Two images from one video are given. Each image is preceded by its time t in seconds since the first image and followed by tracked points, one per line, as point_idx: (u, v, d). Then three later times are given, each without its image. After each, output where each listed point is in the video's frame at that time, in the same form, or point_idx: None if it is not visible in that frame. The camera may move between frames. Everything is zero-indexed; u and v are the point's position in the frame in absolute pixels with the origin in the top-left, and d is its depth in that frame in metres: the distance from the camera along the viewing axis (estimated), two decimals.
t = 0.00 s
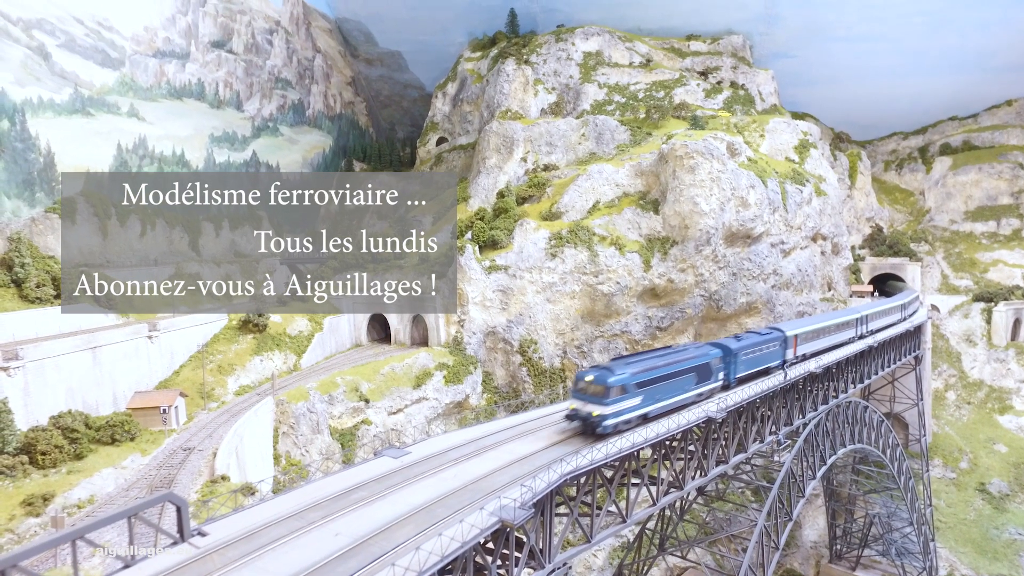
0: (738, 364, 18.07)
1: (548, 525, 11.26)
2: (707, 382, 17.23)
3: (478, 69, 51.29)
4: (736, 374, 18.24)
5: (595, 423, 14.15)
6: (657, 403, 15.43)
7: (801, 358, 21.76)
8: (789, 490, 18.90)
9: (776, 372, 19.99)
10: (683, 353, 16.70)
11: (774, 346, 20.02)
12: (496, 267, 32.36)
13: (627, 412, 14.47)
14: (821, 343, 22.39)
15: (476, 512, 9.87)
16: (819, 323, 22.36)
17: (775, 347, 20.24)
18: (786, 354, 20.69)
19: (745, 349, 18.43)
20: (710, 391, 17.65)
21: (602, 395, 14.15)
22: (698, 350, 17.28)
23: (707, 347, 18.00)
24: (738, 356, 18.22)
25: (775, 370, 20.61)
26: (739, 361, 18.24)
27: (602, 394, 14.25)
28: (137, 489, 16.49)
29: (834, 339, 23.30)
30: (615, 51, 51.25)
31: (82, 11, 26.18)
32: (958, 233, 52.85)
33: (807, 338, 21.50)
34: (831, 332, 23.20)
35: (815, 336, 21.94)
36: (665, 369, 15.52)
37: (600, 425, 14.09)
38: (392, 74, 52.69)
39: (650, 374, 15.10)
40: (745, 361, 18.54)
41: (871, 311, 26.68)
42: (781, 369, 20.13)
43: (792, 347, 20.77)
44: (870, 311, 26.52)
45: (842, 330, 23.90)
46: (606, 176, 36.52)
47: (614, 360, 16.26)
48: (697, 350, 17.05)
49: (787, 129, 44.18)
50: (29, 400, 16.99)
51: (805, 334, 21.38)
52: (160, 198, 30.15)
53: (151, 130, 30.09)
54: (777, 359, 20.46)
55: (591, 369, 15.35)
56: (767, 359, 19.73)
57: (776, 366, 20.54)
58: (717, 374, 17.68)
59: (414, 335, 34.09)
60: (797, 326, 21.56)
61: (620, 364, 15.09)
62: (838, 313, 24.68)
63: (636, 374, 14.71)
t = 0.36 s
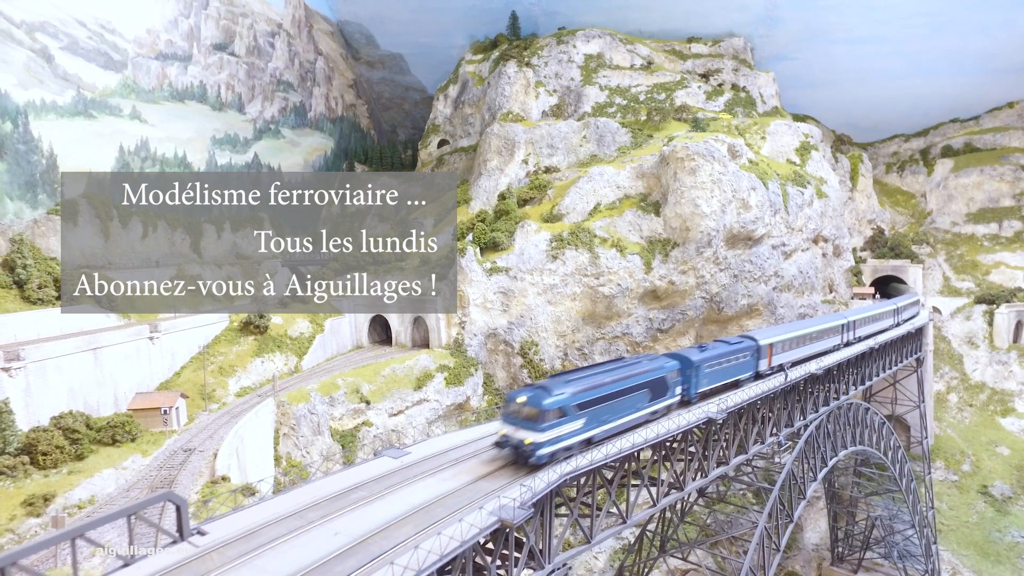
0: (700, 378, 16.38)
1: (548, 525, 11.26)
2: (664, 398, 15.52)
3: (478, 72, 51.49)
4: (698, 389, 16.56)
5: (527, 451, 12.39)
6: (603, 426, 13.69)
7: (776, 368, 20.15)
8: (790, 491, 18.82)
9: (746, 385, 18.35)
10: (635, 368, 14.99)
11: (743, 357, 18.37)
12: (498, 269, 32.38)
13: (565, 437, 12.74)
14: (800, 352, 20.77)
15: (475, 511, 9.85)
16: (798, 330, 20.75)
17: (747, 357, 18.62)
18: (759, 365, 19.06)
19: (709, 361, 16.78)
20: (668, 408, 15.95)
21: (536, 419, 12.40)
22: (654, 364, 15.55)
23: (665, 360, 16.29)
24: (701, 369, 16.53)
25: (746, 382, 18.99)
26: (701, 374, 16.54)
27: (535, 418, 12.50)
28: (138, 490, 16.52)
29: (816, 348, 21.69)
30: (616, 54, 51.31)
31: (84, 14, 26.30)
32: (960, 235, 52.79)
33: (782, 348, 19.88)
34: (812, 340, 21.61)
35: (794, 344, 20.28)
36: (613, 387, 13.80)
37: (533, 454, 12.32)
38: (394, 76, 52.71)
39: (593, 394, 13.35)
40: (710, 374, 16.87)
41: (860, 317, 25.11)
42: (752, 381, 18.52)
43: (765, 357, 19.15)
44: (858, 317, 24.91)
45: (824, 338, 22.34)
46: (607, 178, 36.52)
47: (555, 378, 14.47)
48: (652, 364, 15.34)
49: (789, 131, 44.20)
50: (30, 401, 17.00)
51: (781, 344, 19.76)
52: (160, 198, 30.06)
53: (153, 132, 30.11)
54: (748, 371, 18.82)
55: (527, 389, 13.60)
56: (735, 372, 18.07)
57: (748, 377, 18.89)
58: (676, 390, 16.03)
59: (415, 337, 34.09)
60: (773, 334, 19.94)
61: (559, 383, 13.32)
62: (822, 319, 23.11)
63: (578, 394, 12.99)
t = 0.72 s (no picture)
0: (654, 401, 14.72)
1: (547, 532, 11.17)
2: (607, 424, 13.77)
3: (479, 75, 51.84)
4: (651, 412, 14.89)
5: (437, 502, 10.43)
6: (534, 462, 11.90)
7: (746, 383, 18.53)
8: (792, 496, 18.65)
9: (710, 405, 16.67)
10: (573, 393, 13.14)
11: (707, 373, 16.68)
12: (498, 272, 32.27)
13: (483, 482, 10.81)
14: (775, 365, 19.16)
15: (473, 519, 9.75)
16: (771, 341, 19.16)
17: (712, 373, 16.98)
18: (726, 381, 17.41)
19: (665, 380, 15.05)
20: (615, 433, 14.23)
21: (449, 462, 10.56)
22: (597, 387, 13.73)
23: (612, 380, 14.49)
24: (654, 389, 14.79)
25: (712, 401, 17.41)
26: (655, 396, 14.85)
27: (448, 459, 10.67)
28: (136, 495, 16.53)
29: (794, 360, 20.08)
30: (617, 56, 51.31)
31: (85, 17, 25.97)
32: (962, 238, 52.66)
33: (754, 361, 18.28)
34: (790, 350, 20.01)
35: (767, 356, 18.65)
36: (545, 418, 12.00)
37: (445, 505, 10.37)
38: (395, 79, 52.72)
39: (518, 429, 11.46)
40: (665, 395, 15.16)
41: (845, 324, 23.61)
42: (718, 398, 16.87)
43: (733, 372, 17.49)
44: (843, 324, 23.38)
45: (805, 348, 20.74)
46: (608, 181, 36.43)
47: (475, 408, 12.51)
48: (595, 387, 13.54)
49: (790, 133, 44.13)
50: (29, 406, 16.92)
51: (752, 356, 18.13)
52: (160, 198, 29.85)
53: (154, 135, 29.91)
54: (714, 387, 17.15)
55: (443, 422, 11.76)
56: (698, 390, 16.35)
57: (713, 394, 17.23)
58: (625, 414, 14.39)
59: (415, 341, 34.00)
60: (743, 346, 18.30)
61: (475, 417, 11.36)
62: (801, 327, 21.55)
63: (500, 430, 11.15)
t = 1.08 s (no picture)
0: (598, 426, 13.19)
1: (547, 534, 11.20)
2: (542, 457, 12.09)
3: (481, 78, 52.66)
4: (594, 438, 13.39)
5: (314, 574, 8.49)
6: (446, 513, 10.13)
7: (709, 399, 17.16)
8: (794, 499, 18.57)
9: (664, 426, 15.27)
10: (498, 425, 11.42)
11: (661, 392, 15.24)
12: (499, 275, 32.28)
13: (376, 545, 8.98)
14: (741, 381, 17.82)
15: (473, 523, 9.79)
16: (739, 354, 17.79)
17: (667, 391, 15.56)
18: (683, 398, 16.06)
19: (610, 403, 13.48)
20: (553, 465, 12.64)
21: (329, 524, 8.67)
22: (529, 415, 12.00)
23: (548, 405, 12.81)
24: (598, 414, 13.21)
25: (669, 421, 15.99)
26: (599, 421, 13.33)
27: (328, 520, 8.75)
28: (138, 498, 16.59)
29: (766, 374, 18.77)
30: (618, 60, 51.44)
31: (88, 21, 25.20)
32: (964, 241, 52.68)
33: (717, 376, 16.90)
34: (761, 363, 18.70)
35: (732, 371, 17.27)
36: (459, 458, 10.25)
37: None
38: (397, 83, 52.72)
39: (422, 476, 9.64)
40: (611, 419, 13.63)
41: (828, 333, 22.34)
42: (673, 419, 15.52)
43: (691, 388, 16.11)
44: (825, 333, 22.06)
45: (779, 361, 19.42)
46: (609, 184, 36.54)
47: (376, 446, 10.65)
48: (525, 415, 11.82)
49: (791, 136, 44.16)
50: (31, 409, 17.01)
51: (715, 372, 16.75)
52: (160, 199, 29.33)
53: (157, 139, 29.24)
54: (669, 406, 15.76)
55: (329, 469, 9.83)
56: (649, 411, 14.93)
57: (669, 413, 15.83)
58: (563, 443, 12.83)
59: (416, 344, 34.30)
60: (706, 360, 16.90)
61: (368, 463, 9.52)
62: (776, 338, 20.21)
63: (399, 479, 9.33)
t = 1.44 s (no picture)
0: (524, 458, 11.73)
1: (544, 535, 11.22)
2: (451, 501, 10.49)
3: (482, 81, 53.55)
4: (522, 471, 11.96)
5: None
6: None
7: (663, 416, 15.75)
8: (793, 500, 18.55)
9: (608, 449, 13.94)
10: (395, 466, 9.78)
11: (603, 413, 13.77)
12: (499, 278, 32.27)
13: None
14: (699, 396, 16.42)
15: (470, 522, 9.83)
16: (698, 366, 16.37)
17: (613, 409, 14.12)
18: (631, 416, 14.62)
19: (538, 430, 12.01)
20: (468, 506, 11.06)
21: None
22: (434, 452, 10.42)
23: (464, 437, 11.32)
24: (525, 443, 11.72)
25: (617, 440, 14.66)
26: (527, 451, 11.86)
27: None
28: (138, 499, 16.83)
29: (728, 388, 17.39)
30: (618, 62, 51.62)
31: (90, 24, 24.72)
32: (964, 243, 52.71)
33: (671, 392, 15.48)
34: (724, 376, 17.31)
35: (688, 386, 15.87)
36: (336, 516, 8.46)
37: None
38: (397, 85, 52.76)
39: (281, 543, 7.77)
40: (541, 447, 12.14)
41: (807, 341, 20.97)
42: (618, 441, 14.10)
43: (641, 405, 14.70)
44: (802, 342, 20.65)
45: (745, 373, 18.04)
46: (609, 187, 36.61)
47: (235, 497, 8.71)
48: (428, 454, 10.22)
49: (791, 139, 44.18)
50: (34, 410, 16.96)
51: (669, 387, 15.33)
52: (160, 199, 29.12)
53: (158, 141, 28.94)
54: (615, 427, 14.35)
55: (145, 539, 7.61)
56: (589, 435, 13.47)
57: (615, 435, 14.38)
58: (482, 479, 11.37)
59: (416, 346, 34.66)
60: (658, 373, 15.47)
61: (203, 532, 7.49)
62: (744, 347, 18.78)
63: (246, 551, 7.37)
